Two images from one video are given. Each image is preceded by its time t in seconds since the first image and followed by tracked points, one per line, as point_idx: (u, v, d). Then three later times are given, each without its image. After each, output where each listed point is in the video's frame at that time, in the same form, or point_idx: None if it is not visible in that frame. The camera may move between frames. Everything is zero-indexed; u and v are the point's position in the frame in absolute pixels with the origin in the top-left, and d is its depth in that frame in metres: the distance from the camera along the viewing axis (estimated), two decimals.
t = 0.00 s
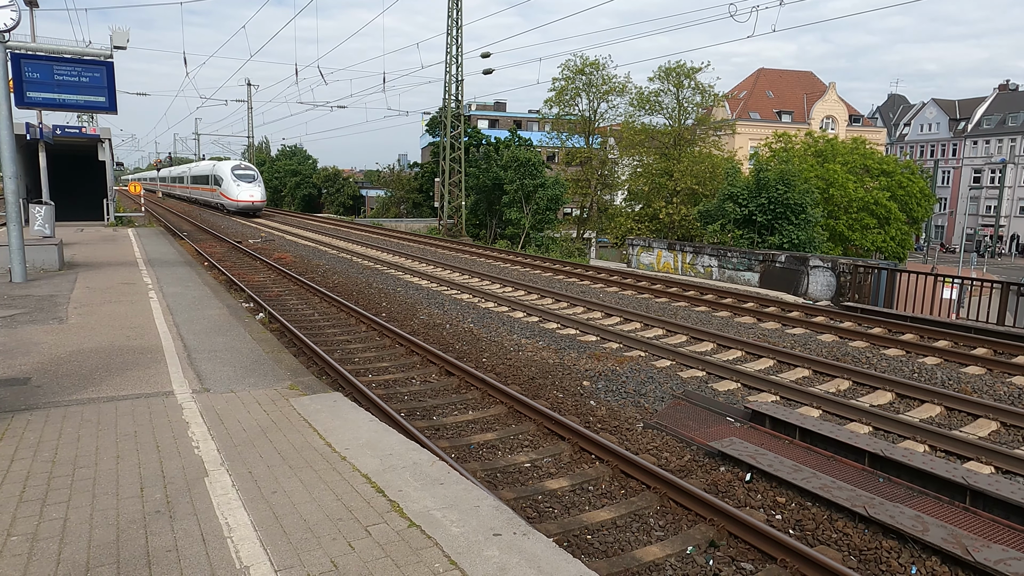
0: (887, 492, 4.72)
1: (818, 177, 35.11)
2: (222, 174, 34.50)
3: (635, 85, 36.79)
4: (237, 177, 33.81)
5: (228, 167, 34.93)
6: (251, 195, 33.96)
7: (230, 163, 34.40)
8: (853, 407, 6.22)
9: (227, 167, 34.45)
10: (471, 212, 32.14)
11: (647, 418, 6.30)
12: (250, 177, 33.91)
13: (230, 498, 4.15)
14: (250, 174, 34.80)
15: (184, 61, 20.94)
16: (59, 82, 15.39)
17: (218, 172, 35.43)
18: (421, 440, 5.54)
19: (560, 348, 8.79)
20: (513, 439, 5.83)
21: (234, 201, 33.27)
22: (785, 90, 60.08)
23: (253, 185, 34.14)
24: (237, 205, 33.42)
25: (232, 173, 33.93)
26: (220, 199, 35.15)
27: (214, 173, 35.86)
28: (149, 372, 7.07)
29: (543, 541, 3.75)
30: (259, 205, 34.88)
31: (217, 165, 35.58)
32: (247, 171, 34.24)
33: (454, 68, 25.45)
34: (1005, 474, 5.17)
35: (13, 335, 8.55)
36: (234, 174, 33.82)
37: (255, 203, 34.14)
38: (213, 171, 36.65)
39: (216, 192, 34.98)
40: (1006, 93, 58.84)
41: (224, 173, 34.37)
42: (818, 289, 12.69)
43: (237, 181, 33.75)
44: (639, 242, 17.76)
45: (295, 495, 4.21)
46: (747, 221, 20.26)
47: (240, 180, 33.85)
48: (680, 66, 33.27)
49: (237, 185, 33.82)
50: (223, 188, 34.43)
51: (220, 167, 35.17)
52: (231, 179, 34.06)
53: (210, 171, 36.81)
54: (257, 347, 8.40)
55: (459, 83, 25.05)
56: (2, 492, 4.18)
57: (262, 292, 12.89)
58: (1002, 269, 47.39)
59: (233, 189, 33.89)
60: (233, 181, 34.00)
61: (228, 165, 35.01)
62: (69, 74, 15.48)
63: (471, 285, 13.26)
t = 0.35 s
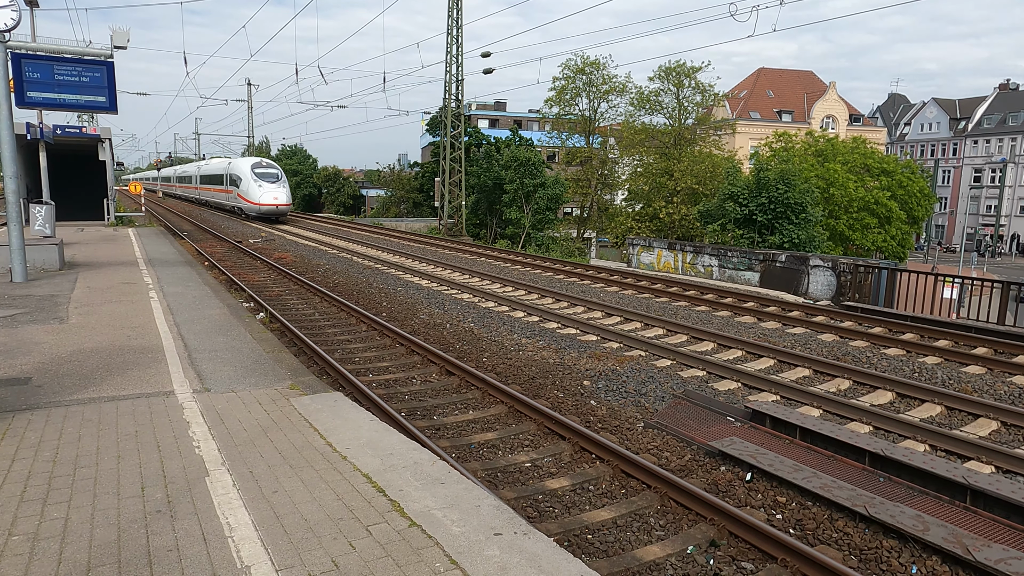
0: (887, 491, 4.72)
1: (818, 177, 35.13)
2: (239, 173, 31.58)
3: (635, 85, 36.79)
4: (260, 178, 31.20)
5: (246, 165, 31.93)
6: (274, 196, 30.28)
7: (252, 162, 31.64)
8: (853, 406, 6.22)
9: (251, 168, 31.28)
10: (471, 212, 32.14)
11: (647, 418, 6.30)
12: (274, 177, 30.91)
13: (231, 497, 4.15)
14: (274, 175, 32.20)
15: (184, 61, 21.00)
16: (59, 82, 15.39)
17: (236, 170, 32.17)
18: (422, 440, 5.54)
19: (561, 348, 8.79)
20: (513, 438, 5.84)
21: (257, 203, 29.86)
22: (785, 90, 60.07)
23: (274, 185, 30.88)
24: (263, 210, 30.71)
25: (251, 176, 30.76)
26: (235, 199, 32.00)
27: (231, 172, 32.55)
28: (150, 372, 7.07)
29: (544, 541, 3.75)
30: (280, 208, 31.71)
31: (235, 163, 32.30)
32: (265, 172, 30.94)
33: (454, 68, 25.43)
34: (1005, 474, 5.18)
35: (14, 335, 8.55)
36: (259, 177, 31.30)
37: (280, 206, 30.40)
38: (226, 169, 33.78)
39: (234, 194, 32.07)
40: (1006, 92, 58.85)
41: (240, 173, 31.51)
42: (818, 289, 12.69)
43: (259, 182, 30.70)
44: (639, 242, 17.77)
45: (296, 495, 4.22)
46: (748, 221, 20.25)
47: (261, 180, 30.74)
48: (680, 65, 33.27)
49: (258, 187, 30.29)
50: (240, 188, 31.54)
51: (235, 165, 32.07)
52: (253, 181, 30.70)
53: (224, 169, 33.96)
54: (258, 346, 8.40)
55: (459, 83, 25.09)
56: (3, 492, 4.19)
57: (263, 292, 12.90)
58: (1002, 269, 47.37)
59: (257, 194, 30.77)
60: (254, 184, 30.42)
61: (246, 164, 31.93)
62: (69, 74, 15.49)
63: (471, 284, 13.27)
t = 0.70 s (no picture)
0: (888, 491, 4.72)
1: (818, 177, 35.12)
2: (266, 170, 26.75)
3: (635, 85, 36.80)
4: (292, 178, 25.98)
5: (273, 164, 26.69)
6: (305, 201, 25.31)
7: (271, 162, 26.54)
8: (854, 406, 6.23)
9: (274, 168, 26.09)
10: (471, 211, 32.13)
11: (648, 418, 6.30)
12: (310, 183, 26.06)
13: (231, 497, 4.15)
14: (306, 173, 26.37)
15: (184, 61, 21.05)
16: (59, 82, 15.39)
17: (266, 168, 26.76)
18: (422, 439, 5.54)
19: (561, 347, 8.78)
20: (513, 438, 5.84)
21: (288, 209, 25.15)
22: (785, 89, 60.09)
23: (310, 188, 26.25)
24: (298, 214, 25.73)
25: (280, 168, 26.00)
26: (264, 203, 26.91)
27: (256, 169, 27.71)
28: (150, 372, 7.06)
29: (544, 541, 3.75)
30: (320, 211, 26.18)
31: (258, 160, 27.65)
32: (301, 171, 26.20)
33: (454, 67, 25.43)
34: (1006, 473, 5.18)
35: (14, 335, 8.54)
36: (285, 177, 25.77)
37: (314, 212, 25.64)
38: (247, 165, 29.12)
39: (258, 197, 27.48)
40: (1006, 92, 58.84)
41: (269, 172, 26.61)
42: (818, 289, 12.69)
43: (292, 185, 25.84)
44: (639, 241, 17.76)
45: (297, 494, 4.22)
46: (748, 221, 20.23)
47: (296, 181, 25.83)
48: (680, 65, 33.27)
49: (287, 189, 25.35)
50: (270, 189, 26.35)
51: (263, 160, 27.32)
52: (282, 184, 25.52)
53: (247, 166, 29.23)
54: (258, 346, 8.41)
55: (459, 83, 25.11)
56: (4, 491, 4.20)
57: (263, 291, 12.91)
58: (1002, 268, 47.31)
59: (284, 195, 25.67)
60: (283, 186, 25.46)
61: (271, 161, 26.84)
62: (69, 73, 15.50)
63: (471, 284, 13.28)
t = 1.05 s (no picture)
0: (888, 490, 4.71)
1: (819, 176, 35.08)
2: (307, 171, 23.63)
3: (635, 85, 36.81)
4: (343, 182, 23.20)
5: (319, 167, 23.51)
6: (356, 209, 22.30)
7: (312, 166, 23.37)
8: (854, 406, 6.22)
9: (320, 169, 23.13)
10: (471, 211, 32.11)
11: (648, 417, 6.29)
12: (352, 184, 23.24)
13: (232, 497, 4.15)
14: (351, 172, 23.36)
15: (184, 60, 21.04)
16: (60, 82, 15.38)
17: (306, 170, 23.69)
18: (422, 439, 5.54)
19: (561, 347, 8.77)
20: (513, 438, 5.83)
21: (335, 217, 22.08)
22: (785, 89, 60.09)
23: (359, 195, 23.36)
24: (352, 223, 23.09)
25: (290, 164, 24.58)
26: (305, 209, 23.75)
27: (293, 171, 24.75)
28: (151, 372, 7.06)
29: (544, 540, 3.75)
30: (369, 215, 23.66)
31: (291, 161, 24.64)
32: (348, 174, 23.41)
33: (454, 67, 25.43)
34: (1006, 472, 5.17)
35: (14, 335, 8.53)
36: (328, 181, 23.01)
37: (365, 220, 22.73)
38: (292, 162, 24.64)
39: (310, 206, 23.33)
40: (1006, 91, 58.83)
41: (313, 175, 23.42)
42: (818, 289, 12.69)
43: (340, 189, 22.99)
44: (639, 241, 17.75)
45: (297, 494, 4.22)
46: (748, 221, 20.21)
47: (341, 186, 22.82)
48: (680, 64, 33.26)
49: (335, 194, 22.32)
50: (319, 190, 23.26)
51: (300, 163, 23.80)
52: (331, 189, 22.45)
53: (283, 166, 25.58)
54: (258, 346, 8.40)
55: (459, 83, 25.11)
56: (4, 491, 4.20)
57: (263, 291, 12.92)
58: (1002, 268, 47.25)
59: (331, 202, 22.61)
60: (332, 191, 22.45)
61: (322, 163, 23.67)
62: (70, 73, 15.48)
63: (471, 284, 13.27)
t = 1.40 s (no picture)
0: (888, 490, 4.71)
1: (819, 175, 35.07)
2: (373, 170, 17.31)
3: (635, 84, 36.82)
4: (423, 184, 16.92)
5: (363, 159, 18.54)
6: (444, 217, 16.25)
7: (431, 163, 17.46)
8: (855, 405, 6.21)
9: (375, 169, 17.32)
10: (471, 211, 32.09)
11: (648, 417, 6.29)
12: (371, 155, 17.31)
13: (232, 496, 4.15)
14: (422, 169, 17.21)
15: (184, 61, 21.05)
16: (60, 81, 15.36)
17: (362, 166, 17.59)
18: (422, 438, 5.54)
19: (561, 347, 8.77)
20: (513, 438, 5.83)
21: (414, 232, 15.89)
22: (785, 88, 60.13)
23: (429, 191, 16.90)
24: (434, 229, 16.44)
25: (286, 163, 24.52)
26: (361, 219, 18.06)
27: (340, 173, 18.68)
28: (151, 372, 7.06)
29: (544, 540, 3.75)
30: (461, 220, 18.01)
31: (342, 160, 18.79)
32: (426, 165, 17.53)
33: (454, 67, 25.43)
34: (1006, 472, 5.17)
35: (14, 335, 8.53)
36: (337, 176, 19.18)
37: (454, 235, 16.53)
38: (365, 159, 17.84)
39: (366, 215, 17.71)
40: (1006, 91, 58.86)
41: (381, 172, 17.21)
42: (818, 288, 12.67)
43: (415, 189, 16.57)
44: (639, 241, 17.74)
45: (297, 493, 4.22)
46: (748, 220, 20.19)
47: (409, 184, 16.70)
48: (681, 64, 33.26)
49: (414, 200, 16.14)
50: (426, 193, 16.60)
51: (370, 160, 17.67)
52: (409, 191, 16.33)
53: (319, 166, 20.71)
54: (258, 346, 8.40)
55: (459, 82, 25.10)
56: (4, 491, 4.20)
57: (263, 291, 12.92)
58: (1002, 267, 47.21)
59: (407, 209, 16.42)
60: (410, 197, 16.27)
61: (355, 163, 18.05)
62: (70, 73, 15.48)
63: (471, 284, 13.25)
